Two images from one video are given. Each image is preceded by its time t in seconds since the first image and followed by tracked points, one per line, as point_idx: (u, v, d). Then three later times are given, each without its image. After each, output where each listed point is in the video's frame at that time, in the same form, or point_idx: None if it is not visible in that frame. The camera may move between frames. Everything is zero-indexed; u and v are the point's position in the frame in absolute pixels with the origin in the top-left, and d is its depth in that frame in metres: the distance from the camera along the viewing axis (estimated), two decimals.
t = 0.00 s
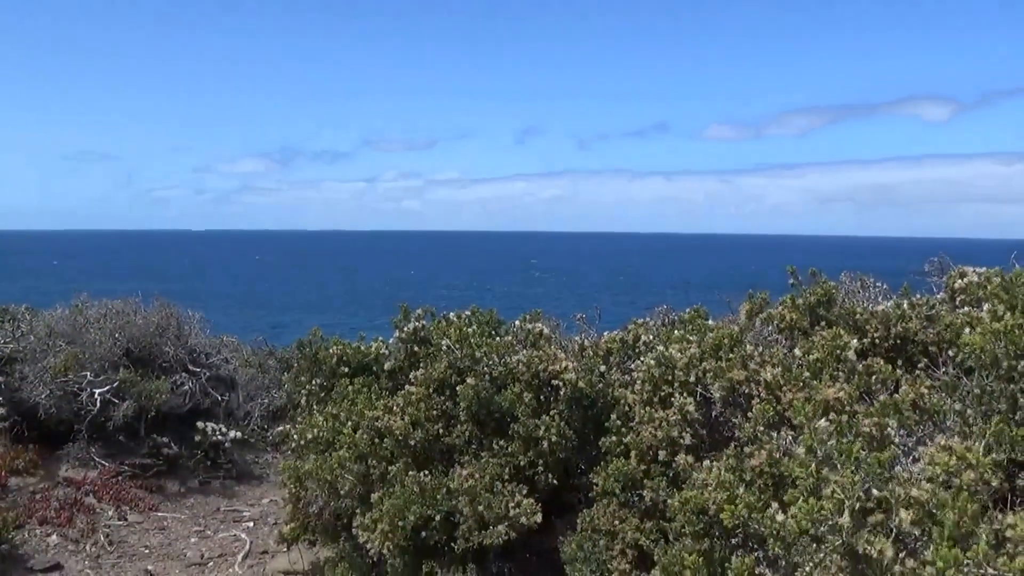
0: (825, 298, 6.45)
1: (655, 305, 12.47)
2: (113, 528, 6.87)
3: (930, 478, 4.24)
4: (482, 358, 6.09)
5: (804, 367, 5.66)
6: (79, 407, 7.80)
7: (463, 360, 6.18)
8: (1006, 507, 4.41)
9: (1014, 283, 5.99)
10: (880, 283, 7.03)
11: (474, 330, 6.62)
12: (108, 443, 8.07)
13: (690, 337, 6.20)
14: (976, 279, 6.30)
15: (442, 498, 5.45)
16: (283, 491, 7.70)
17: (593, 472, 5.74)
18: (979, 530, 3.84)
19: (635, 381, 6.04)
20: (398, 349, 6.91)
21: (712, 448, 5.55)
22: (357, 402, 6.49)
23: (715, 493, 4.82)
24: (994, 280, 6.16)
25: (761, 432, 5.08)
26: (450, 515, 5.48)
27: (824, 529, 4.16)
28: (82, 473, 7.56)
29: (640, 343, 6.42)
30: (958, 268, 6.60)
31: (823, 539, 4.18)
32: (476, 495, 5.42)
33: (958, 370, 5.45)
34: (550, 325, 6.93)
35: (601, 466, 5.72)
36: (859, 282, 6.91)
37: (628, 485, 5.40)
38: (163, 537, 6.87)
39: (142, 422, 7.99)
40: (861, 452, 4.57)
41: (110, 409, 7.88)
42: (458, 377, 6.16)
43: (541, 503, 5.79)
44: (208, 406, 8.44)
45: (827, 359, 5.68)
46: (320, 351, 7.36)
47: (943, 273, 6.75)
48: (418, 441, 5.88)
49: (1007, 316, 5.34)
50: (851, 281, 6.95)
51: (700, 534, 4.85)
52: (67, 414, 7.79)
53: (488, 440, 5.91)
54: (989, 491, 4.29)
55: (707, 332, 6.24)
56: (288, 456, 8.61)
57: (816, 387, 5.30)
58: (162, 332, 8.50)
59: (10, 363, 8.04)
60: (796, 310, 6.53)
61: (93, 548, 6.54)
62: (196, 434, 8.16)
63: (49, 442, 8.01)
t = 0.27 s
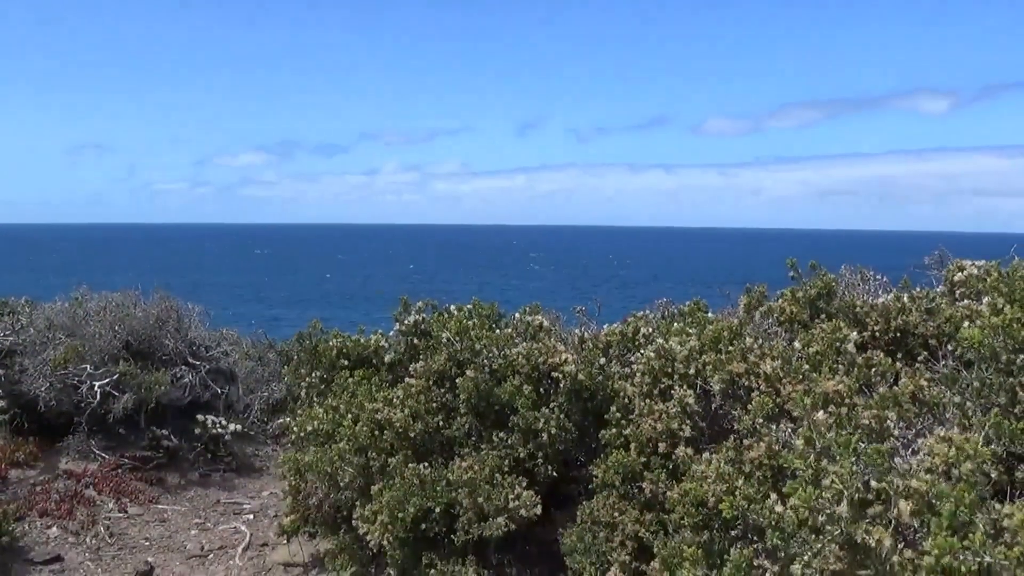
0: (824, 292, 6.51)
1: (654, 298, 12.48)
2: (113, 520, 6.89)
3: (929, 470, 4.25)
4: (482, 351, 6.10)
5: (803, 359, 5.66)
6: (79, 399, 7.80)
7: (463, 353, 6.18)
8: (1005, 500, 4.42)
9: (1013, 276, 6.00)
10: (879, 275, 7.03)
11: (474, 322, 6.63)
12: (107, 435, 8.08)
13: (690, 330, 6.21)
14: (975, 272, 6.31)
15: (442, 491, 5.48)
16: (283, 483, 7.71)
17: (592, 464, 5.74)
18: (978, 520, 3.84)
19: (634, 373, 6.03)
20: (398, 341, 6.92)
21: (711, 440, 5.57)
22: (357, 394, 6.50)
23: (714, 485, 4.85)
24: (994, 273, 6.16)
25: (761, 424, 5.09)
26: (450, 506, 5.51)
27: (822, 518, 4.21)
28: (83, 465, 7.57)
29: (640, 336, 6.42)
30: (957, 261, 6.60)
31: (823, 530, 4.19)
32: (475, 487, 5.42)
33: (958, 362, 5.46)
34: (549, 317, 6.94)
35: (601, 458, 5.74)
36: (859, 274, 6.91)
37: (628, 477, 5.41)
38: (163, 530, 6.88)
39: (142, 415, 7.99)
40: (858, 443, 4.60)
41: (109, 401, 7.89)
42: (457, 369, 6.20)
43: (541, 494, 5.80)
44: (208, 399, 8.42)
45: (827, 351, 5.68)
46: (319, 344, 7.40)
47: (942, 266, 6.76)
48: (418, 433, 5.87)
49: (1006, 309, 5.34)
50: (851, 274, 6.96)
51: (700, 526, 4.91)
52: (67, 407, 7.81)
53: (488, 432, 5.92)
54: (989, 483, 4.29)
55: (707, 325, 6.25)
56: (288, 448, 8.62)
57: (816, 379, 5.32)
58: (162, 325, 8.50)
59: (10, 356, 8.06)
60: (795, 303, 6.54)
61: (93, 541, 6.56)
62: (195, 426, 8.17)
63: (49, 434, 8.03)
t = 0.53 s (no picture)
0: (826, 282, 6.52)
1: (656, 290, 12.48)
2: (114, 510, 6.90)
3: (931, 463, 4.22)
4: (483, 342, 6.09)
5: (805, 349, 5.65)
6: (80, 390, 7.81)
7: (463, 343, 6.17)
8: (1006, 490, 4.40)
9: (1015, 267, 5.99)
10: (881, 266, 7.02)
11: (475, 312, 6.62)
12: (108, 426, 8.09)
13: (691, 321, 6.20)
14: (977, 263, 6.30)
15: (443, 481, 5.49)
16: (284, 474, 7.71)
17: (593, 455, 5.73)
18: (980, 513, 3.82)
19: (635, 364, 6.03)
20: (399, 332, 6.91)
21: (713, 431, 5.57)
22: (357, 385, 6.50)
23: (715, 475, 4.81)
24: (996, 264, 6.15)
25: (762, 413, 5.10)
26: (450, 497, 5.51)
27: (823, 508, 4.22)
28: (84, 455, 7.58)
29: (640, 326, 6.41)
30: (959, 252, 6.59)
31: (824, 520, 4.18)
32: (476, 477, 5.40)
33: (959, 353, 5.45)
34: (550, 308, 6.93)
35: (602, 448, 5.72)
36: (860, 265, 6.90)
37: (629, 467, 5.42)
38: (164, 520, 6.89)
39: (142, 405, 7.99)
40: (860, 434, 4.59)
41: (110, 392, 7.91)
42: (458, 360, 6.17)
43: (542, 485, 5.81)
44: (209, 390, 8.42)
45: (828, 341, 5.69)
46: (320, 335, 7.39)
47: (944, 257, 6.74)
48: (419, 424, 5.88)
49: (1008, 299, 5.33)
50: (852, 265, 6.94)
51: (700, 516, 4.90)
52: (68, 397, 7.83)
53: (489, 422, 5.89)
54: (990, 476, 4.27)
55: (708, 316, 6.24)
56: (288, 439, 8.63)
57: (817, 369, 5.34)
58: (162, 316, 8.50)
59: (11, 347, 8.06)
60: (796, 293, 6.54)
61: (94, 531, 6.57)
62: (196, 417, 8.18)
63: (50, 425, 8.04)
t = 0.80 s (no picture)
0: (826, 271, 6.51)
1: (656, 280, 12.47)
2: (115, 500, 6.92)
3: (934, 447, 4.27)
4: (484, 331, 6.10)
5: (804, 339, 5.67)
6: (80, 379, 7.82)
7: (463, 333, 6.18)
8: (1004, 478, 4.42)
9: (1016, 256, 5.99)
10: (881, 255, 7.01)
11: (475, 301, 6.61)
12: (109, 416, 8.10)
13: (691, 310, 6.20)
14: (978, 252, 6.30)
15: (443, 470, 5.49)
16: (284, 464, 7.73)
17: (593, 444, 5.73)
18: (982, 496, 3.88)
19: (635, 353, 6.04)
20: (399, 322, 6.91)
21: (713, 420, 5.57)
22: (357, 374, 6.51)
23: (715, 463, 4.82)
24: (996, 253, 6.15)
25: (761, 402, 5.12)
26: (450, 486, 5.51)
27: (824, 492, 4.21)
28: (84, 445, 7.60)
29: (640, 316, 6.40)
30: (959, 242, 6.60)
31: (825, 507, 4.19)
32: (477, 465, 5.44)
33: (960, 342, 5.45)
34: (550, 297, 6.92)
35: (602, 437, 5.72)
36: (861, 255, 6.90)
37: (629, 456, 5.43)
38: (165, 509, 6.91)
39: (142, 395, 7.98)
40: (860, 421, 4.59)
41: (110, 382, 7.92)
42: (458, 349, 6.18)
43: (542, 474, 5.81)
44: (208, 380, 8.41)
45: (828, 330, 5.70)
46: (319, 324, 7.39)
47: (944, 247, 6.73)
48: (419, 413, 5.88)
49: (1009, 289, 5.33)
50: (852, 254, 6.94)
51: (700, 503, 4.90)
52: (69, 387, 7.84)
53: (489, 411, 5.92)
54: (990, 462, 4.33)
55: (708, 305, 6.24)
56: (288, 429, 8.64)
57: (818, 358, 5.34)
58: (162, 306, 8.49)
59: (11, 337, 8.06)
60: (796, 283, 6.53)
61: (95, 520, 6.59)
62: (196, 407, 8.18)
63: (50, 415, 8.05)
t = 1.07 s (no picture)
0: (826, 263, 6.51)
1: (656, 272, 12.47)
2: (116, 491, 6.93)
3: (927, 441, 4.23)
4: (484, 322, 6.11)
5: (805, 330, 5.67)
6: (80, 370, 7.83)
7: (463, 324, 6.19)
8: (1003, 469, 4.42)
9: (1016, 247, 5.99)
10: (881, 247, 7.01)
11: (475, 293, 6.62)
12: (109, 407, 8.11)
13: (691, 301, 6.20)
14: (978, 243, 6.30)
15: (443, 461, 5.51)
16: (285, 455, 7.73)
17: (593, 435, 5.74)
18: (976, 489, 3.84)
19: (635, 344, 6.04)
20: (399, 314, 6.92)
21: (712, 411, 5.57)
22: (357, 365, 6.52)
23: (713, 454, 4.82)
24: (997, 244, 6.15)
25: (761, 393, 5.10)
26: (450, 477, 5.54)
27: (819, 488, 4.21)
28: (85, 437, 7.61)
29: (640, 307, 6.41)
30: (960, 233, 6.59)
31: (822, 498, 4.21)
32: (477, 456, 5.45)
33: (959, 333, 5.45)
34: (550, 289, 6.91)
35: (602, 428, 5.73)
36: (861, 246, 6.90)
37: (628, 447, 5.44)
38: (165, 500, 6.92)
39: (142, 387, 7.99)
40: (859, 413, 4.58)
41: (110, 374, 7.92)
42: (459, 340, 6.16)
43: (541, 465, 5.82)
44: (209, 371, 8.41)
45: (828, 321, 5.69)
46: (320, 317, 7.40)
47: (944, 238, 6.72)
48: (419, 404, 5.88)
49: (1009, 279, 5.31)
50: (853, 245, 6.94)
51: (699, 494, 4.86)
52: (69, 378, 7.85)
53: (489, 402, 5.90)
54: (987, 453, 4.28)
55: (708, 296, 6.24)
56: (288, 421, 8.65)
57: (817, 349, 5.33)
58: (162, 298, 8.52)
59: (11, 329, 8.07)
60: (796, 274, 6.53)
61: (96, 510, 6.61)
62: (196, 399, 8.22)
63: (51, 406, 8.06)
